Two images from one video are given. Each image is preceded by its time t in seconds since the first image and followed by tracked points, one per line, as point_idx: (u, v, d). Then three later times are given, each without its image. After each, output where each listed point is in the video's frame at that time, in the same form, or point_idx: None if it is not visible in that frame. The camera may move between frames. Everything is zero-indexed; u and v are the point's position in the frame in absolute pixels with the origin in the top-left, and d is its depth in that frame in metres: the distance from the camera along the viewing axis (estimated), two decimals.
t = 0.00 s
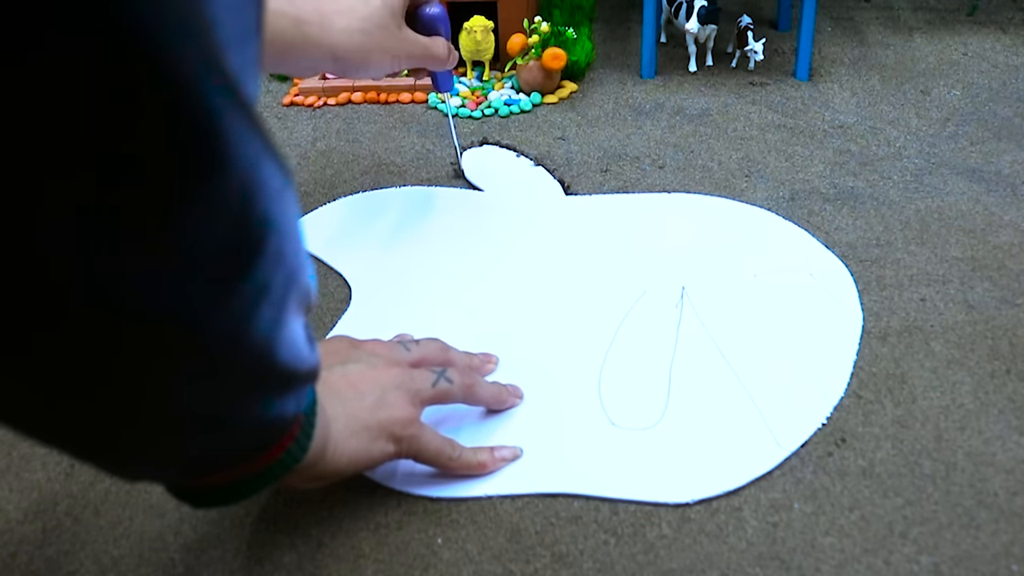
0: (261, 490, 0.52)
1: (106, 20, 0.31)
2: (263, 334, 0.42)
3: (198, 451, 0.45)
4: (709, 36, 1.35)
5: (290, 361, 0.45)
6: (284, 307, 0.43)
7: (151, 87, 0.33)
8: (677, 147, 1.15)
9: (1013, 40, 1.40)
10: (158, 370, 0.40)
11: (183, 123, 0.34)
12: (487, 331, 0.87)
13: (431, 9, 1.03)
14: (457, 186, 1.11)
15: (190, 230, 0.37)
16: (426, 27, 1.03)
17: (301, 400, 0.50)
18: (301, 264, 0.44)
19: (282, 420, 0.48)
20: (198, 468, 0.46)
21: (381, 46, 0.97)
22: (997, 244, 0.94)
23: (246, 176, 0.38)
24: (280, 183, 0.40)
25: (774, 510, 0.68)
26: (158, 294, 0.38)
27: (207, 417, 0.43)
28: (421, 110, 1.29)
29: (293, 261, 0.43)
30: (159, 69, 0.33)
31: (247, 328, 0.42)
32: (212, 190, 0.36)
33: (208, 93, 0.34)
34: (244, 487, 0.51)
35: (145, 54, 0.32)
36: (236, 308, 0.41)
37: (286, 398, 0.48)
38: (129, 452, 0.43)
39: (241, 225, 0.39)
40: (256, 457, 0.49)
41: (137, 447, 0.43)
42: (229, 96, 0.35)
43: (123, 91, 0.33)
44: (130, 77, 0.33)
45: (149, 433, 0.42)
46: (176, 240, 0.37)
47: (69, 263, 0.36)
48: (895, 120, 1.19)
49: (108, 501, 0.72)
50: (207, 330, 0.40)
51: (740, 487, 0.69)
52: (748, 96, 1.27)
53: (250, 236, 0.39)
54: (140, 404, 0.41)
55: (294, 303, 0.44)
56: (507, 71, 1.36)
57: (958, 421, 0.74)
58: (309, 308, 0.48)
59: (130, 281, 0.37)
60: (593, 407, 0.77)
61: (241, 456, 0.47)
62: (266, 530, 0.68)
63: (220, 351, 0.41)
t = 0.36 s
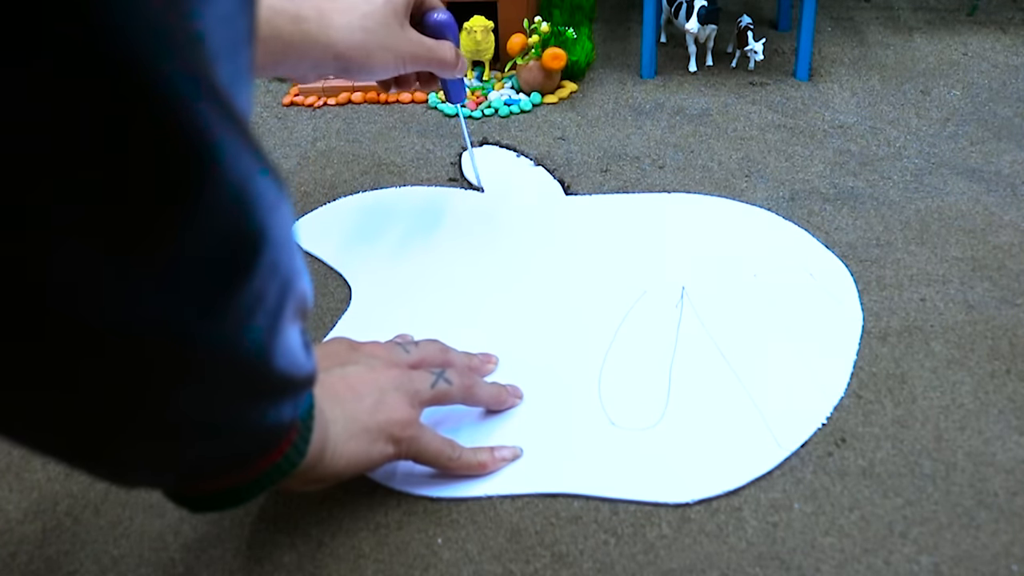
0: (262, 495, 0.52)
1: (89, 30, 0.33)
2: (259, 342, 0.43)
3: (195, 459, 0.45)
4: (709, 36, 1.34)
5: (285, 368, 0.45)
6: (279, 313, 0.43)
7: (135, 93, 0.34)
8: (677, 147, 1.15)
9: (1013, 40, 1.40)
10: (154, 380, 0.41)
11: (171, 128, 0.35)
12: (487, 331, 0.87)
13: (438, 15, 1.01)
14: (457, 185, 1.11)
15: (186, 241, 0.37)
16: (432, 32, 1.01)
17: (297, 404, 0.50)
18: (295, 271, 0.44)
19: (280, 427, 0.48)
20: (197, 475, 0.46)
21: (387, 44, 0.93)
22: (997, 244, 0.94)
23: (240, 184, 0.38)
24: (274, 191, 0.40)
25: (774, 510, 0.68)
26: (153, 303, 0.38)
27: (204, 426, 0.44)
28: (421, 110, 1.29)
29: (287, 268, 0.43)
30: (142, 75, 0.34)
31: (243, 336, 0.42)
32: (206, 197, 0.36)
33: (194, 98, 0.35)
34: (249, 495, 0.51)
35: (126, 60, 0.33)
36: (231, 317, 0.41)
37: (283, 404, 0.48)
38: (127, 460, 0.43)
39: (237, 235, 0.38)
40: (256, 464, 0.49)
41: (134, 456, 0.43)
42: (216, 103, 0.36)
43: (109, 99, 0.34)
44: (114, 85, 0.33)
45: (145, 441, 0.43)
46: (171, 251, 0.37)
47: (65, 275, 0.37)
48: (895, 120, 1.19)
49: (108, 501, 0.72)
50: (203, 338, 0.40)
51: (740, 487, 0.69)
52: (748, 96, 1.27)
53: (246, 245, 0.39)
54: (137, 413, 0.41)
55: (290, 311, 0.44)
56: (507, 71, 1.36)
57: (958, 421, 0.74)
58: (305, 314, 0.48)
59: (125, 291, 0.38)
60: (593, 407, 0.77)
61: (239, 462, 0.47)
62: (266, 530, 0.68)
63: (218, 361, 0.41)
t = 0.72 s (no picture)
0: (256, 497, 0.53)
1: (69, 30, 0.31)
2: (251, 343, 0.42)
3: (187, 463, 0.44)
4: (709, 37, 1.34)
5: (277, 366, 0.45)
6: (269, 313, 0.43)
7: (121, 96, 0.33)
8: (677, 147, 1.15)
9: (1013, 40, 1.40)
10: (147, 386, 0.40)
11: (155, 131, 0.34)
12: (487, 330, 0.87)
13: (329, 21, 1.02)
14: (457, 185, 1.11)
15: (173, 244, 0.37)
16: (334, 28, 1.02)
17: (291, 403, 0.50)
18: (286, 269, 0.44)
19: (274, 427, 0.48)
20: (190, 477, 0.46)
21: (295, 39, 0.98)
22: (997, 244, 0.94)
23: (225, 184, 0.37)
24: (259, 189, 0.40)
25: (774, 510, 0.68)
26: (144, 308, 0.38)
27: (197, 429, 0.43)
28: (421, 110, 1.29)
29: (278, 267, 0.42)
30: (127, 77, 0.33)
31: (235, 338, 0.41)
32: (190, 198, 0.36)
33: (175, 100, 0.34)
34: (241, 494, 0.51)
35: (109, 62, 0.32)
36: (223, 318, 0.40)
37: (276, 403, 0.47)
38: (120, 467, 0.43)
39: (224, 235, 0.38)
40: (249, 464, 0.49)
41: (130, 463, 0.42)
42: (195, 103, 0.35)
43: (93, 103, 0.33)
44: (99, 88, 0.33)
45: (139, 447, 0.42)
46: (160, 256, 0.37)
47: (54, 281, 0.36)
48: (895, 120, 1.19)
49: (108, 501, 0.72)
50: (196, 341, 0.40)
51: (740, 487, 0.69)
52: (748, 96, 1.27)
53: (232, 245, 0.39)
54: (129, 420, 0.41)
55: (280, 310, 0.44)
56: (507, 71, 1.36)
57: (958, 421, 0.74)
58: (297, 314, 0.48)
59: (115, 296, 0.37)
60: (593, 407, 0.77)
61: (233, 463, 0.47)
62: (266, 530, 0.68)
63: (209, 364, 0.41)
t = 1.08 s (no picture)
0: (254, 493, 0.52)
1: (62, 21, 0.30)
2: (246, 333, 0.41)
3: (184, 455, 0.44)
4: (709, 37, 1.34)
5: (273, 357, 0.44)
6: (264, 302, 0.42)
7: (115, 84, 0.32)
8: (677, 147, 1.15)
9: (1013, 40, 1.40)
10: (142, 379, 0.39)
11: (151, 119, 0.33)
12: (488, 329, 0.87)
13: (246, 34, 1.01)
14: (456, 185, 1.10)
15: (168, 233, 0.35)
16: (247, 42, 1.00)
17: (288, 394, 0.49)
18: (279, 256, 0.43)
19: (271, 418, 0.48)
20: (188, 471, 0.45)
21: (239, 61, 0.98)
22: (997, 244, 0.94)
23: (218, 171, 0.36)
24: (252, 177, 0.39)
25: (774, 510, 0.68)
26: (139, 301, 0.36)
27: (192, 421, 0.42)
28: (421, 110, 1.29)
29: (271, 254, 0.41)
30: (120, 63, 0.32)
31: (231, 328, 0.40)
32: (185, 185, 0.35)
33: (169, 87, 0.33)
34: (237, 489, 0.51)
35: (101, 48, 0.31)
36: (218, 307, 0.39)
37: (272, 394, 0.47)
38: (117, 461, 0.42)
39: (220, 223, 0.37)
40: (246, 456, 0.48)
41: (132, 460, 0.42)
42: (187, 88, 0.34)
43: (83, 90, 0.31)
44: (91, 75, 0.31)
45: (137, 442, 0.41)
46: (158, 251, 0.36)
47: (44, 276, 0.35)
48: (896, 120, 1.19)
49: (108, 501, 0.72)
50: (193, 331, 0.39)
51: (740, 487, 0.69)
52: (748, 96, 1.27)
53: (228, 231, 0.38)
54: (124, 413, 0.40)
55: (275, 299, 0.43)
56: (507, 70, 1.36)
57: (958, 421, 0.74)
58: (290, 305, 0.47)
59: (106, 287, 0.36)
60: (593, 407, 0.77)
61: (230, 454, 0.47)
62: (266, 530, 0.68)
63: (205, 356, 0.40)
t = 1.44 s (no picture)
0: (253, 493, 0.52)
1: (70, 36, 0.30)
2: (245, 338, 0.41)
3: (182, 459, 0.43)
4: (709, 36, 1.34)
5: (274, 364, 0.44)
6: (264, 308, 0.42)
7: (110, 90, 0.31)
8: (677, 147, 1.15)
9: (1013, 40, 1.40)
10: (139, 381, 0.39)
11: (151, 130, 0.33)
12: (488, 330, 0.87)
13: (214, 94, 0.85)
14: (456, 185, 1.10)
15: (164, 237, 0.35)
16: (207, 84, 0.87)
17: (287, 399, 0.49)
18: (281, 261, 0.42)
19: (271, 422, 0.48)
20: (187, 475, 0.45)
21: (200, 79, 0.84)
22: (997, 244, 0.94)
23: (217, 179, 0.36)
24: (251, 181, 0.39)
25: (774, 510, 0.68)
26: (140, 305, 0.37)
27: (189, 425, 0.42)
28: (421, 110, 1.29)
29: (271, 259, 0.41)
30: (122, 76, 0.31)
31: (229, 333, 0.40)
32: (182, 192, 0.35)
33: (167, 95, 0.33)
34: (237, 489, 0.51)
35: (99, 54, 0.31)
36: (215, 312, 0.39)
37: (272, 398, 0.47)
38: (117, 465, 0.42)
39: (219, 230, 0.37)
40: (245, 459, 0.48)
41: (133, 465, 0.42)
42: (186, 96, 0.33)
43: (78, 94, 0.31)
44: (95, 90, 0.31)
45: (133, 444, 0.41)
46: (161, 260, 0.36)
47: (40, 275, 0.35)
48: (895, 120, 1.19)
49: (108, 501, 0.72)
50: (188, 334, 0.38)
51: (740, 487, 0.69)
52: (748, 96, 1.27)
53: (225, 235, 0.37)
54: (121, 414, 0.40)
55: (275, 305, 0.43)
56: (507, 70, 1.36)
57: (957, 421, 0.74)
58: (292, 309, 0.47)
59: (103, 286, 0.35)
60: (593, 407, 0.77)
61: (228, 458, 0.46)
62: (266, 530, 0.68)
63: (202, 360, 0.40)
